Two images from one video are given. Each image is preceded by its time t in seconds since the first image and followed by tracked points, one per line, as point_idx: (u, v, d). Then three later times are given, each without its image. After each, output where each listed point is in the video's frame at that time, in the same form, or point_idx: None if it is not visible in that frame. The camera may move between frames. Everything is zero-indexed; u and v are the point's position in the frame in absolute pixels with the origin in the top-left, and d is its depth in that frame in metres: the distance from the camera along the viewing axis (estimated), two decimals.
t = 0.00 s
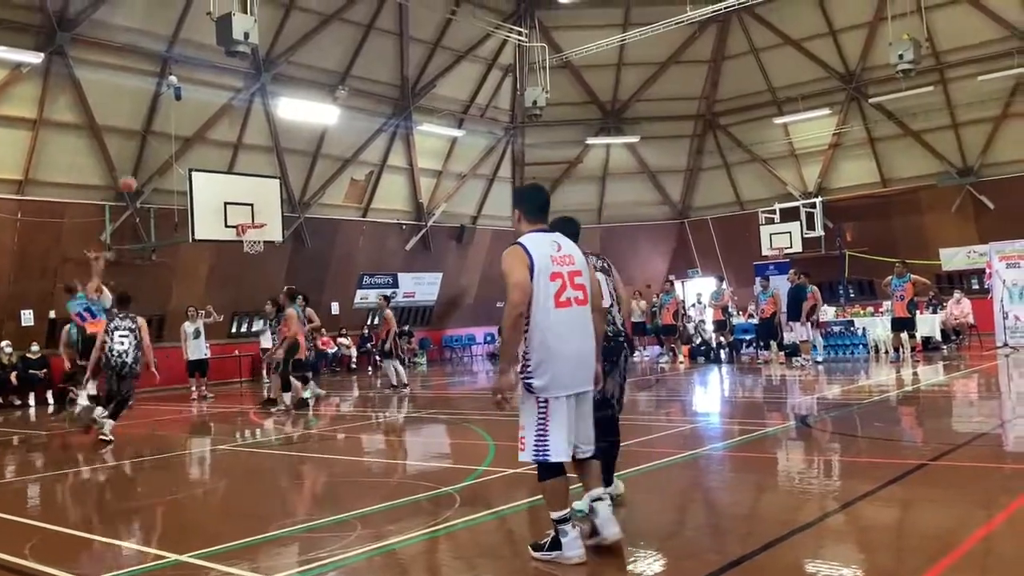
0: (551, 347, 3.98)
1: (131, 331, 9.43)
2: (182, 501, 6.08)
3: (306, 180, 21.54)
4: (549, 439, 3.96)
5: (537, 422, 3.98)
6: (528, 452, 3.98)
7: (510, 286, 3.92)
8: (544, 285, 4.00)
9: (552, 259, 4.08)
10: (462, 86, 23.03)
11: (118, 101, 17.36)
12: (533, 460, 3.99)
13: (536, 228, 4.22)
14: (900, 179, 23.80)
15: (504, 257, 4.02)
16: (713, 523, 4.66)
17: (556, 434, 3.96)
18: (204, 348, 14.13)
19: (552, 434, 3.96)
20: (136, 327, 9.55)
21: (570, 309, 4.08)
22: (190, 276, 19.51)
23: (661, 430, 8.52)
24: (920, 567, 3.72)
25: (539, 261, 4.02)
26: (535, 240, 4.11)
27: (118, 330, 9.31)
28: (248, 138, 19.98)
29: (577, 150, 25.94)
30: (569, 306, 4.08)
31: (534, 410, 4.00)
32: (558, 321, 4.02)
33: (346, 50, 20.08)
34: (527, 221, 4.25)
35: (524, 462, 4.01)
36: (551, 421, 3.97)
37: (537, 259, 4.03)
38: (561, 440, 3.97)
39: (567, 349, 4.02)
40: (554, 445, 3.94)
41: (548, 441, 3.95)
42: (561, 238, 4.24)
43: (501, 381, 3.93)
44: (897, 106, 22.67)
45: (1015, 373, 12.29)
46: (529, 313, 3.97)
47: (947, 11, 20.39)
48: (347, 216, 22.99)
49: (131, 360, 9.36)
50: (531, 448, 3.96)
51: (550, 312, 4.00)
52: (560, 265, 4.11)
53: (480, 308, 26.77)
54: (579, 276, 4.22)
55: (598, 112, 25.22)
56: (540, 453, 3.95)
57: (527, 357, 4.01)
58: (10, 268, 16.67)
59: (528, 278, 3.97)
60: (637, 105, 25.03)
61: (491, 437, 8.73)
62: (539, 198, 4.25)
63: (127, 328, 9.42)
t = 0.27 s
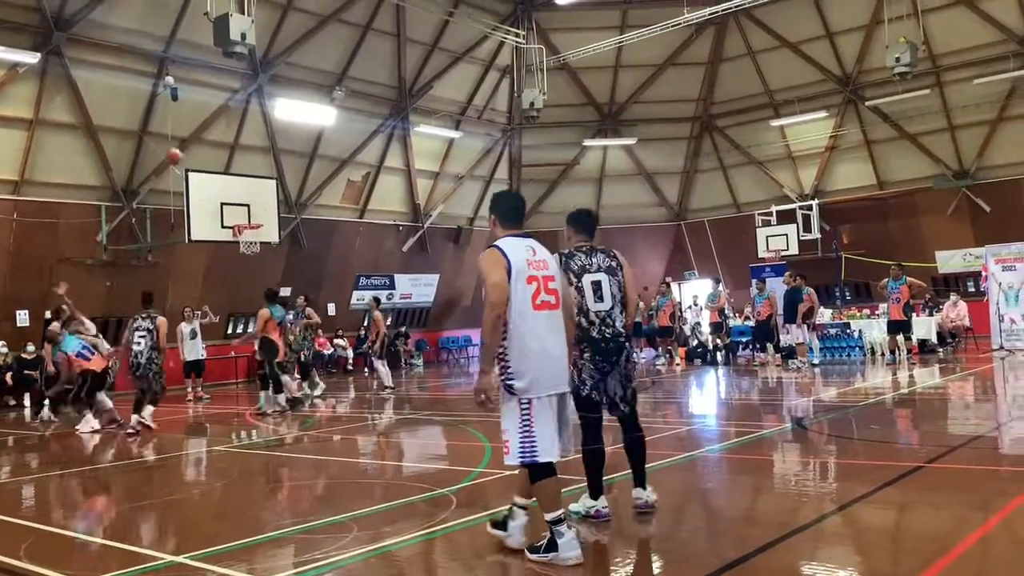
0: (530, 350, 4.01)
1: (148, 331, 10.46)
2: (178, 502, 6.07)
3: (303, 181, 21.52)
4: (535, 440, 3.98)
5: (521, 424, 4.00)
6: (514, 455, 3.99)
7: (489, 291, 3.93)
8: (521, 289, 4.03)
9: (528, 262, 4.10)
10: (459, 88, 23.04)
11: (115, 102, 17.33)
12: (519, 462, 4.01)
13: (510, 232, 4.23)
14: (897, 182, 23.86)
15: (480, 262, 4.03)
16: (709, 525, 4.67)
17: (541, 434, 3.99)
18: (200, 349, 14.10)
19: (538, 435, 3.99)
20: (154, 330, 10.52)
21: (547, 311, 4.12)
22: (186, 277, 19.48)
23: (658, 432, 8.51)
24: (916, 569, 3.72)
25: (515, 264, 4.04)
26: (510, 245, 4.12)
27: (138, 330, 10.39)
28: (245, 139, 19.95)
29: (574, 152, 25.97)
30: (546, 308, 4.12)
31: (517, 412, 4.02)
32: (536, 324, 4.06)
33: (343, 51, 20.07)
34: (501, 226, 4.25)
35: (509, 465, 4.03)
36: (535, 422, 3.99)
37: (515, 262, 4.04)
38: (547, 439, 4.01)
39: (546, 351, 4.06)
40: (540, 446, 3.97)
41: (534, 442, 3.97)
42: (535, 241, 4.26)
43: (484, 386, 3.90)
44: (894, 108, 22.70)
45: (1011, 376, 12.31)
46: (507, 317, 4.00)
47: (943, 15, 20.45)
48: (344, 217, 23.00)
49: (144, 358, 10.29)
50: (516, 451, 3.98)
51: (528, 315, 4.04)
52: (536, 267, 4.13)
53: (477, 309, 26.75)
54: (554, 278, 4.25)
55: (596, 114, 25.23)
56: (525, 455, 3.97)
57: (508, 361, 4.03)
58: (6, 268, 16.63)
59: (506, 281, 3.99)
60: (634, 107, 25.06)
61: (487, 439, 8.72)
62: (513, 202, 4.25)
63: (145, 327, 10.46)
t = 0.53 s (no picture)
0: (507, 347, 4.07)
1: (168, 331, 10.68)
2: (175, 501, 6.06)
3: (300, 181, 21.52)
4: (505, 436, 4.00)
5: (491, 419, 4.02)
6: (485, 450, 4.01)
7: (473, 282, 3.97)
8: (502, 286, 4.09)
9: (511, 261, 4.17)
10: (457, 88, 23.05)
11: (113, 101, 17.31)
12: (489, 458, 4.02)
13: (494, 231, 4.27)
14: (894, 183, 23.90)
15: (465, 255, 4.06)
16: (706, 526, 4.67)
17: (513, 431, 4.02)
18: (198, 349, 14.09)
19: (510, 432, 4.01)
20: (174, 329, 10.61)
21: (524, 310, 4.19)
22: (184, 276, 19.46)
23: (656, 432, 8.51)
24: (913, 570, 3.73)
25: (499, 261, 4.10)
26: (495, 242, 4.17)
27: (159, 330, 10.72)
28: (243, 138, 19.93)
29: (572, 153, 25.98)
30: (523, 309, 4.19)
31: (488, 407, 4.04)
32: (513, 321, 4.11)
33: (341, 51, 20.06)
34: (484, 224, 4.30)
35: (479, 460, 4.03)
36: (507, 418, 4.02)
37: (498, 260, 4.10)
38: (519, 437, 4.04)
39: (521, 350, 4.12)
40: (511, 442, 3.99)
41: (506, 438, 3.99)
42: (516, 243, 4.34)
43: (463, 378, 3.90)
44: (891, 110, 22.74)
45: (1008, 377, 12.33)
46: (486, 312, 4.04)
47: (941, 16, 20.50)
48: (342, 217, 22.99)
49: (162, 358, 10.57)
50: (487, 447, 4.00)
51: (507, 312, 4.10)
52: (517, 267, 4.21)
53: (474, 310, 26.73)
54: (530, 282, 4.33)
55: (593, 114, 25.25)
56: (497, 450, 3.99)
57: (483, 356, 4.06)
58: (3, 267, 16.60)
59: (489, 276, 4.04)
60: (632, 108, 25.08)
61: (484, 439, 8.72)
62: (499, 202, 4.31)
63: (167, 328, 10.69)
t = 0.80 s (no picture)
0: (491, 344, 4.06)
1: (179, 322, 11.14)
2: (173, 501, 6.06)
3: (300, 180, 21.51)
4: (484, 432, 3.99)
5: (470, 415, 4.00)
6: (462, 444, 3.99)
7: (463, 275, 3.96)
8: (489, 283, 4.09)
9: (499, 261, 4.18)
10: (457, 87, 23.04)
11: (112, 100, 17.30)
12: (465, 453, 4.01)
13: (484, 229, 4.26)
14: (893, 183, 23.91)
15: (456, 249, 4.05)
16: (705, 525, 4.67)
17: (492, 427, 4.01)
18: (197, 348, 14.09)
19: (489, 428, 4.00)
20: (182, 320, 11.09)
21: (508, 310, 4.20)
22: (183, 275, 19.45)
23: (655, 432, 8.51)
24: (912, 569, 3.73)
25: (489, 259, 4.10)
26: (485, 240, 4.18)
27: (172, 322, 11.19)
28: (242, 138, 19.92)
29: (571, 152, 25.99)
30: (507, 309, 4.20)
31: (467, 403, 4.01)
32: (498, 319, 4.11)
33: (340, 50, 20.05)
34: (474, 223, 4.30)
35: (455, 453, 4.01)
36: (487, 414, 4.00)
37: (488, 258, 4.10)
38: (497, 434, 4.02)
39: (505, 348, 4.12)
40: (490, 438, 3.98)
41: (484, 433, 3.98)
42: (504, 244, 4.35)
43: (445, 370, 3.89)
44: (891, 110, 22.73)
45: (1006, 376, 12.32)
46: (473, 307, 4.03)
47: (940, 17, 20.52)
48: (341, 216, 22.99)
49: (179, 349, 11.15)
50: (465, 441, 3.97)
51: (492, 311, 4.10)
52: (504, 267, 4.22)
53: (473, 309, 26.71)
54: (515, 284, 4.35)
55: (593, 114, 25.26)
56: (474, 445, 3.97)
57: (467, 350, 4.04)
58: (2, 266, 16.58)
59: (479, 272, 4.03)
60: (631, 107, 25.08)
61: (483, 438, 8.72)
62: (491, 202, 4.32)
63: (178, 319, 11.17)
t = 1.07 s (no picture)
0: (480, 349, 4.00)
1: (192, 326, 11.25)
2: (175, 501, 6.06)
3: (300, 180, 21.51)
4: (472, 438, 3.93)
5: (457, 421, 3.94)
6: (451, 450, 3.92)
7: (452, 279, 3.89)
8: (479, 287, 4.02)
9: (489, 263, 4.10)
10: (457, 86, 23.04)
11: (112, 101, 17.31)
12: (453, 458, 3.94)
13: (474, 230, 4.19)
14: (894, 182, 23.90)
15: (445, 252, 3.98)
16: (706, 525, 4.67)
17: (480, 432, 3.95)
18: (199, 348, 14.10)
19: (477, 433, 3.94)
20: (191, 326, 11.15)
21: (498, 314, 4.14)
22: (184, 275, 19.46)
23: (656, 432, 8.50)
24: (912, 569, 3.74)
25: (479, 263, 4.04)
26: (475, 242, 4.10)
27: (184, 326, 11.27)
28: (242, 138, 19.93)
29: (572, 152, 26.00)
30: (497, 312, 4.12)
31: (455, 408, 3.95)
32: (487, 324, 4.06)
33: (341, 50, 20.06)
34: (465, 224, 4.22)
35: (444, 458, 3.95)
36: (476, 420, 3.95)
37: (477, 261, 4.03)
38: (485, 439, 3.96)
39: (495, 353, 4.05)
40: (478, 444, 3.93)
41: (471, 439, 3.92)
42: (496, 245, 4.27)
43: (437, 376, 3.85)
44: (892, 109, 22.75)
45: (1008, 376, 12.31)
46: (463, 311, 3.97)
47: (940, 16, 20.52)
48: (342, 216, 23.01)
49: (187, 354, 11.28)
50: (453, 446, 3.91)
51: (481, 315, 4.05)
52: (494, 270, 4.14)
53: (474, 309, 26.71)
54: (506, 286, 4.27)
55: (593, 114, 25.27)
56: (462, 451, 3.91)
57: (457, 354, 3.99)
58: (3, 267, 16.59)
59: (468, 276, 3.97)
60: (632, 107, 25.10)
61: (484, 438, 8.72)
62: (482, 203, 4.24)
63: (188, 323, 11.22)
